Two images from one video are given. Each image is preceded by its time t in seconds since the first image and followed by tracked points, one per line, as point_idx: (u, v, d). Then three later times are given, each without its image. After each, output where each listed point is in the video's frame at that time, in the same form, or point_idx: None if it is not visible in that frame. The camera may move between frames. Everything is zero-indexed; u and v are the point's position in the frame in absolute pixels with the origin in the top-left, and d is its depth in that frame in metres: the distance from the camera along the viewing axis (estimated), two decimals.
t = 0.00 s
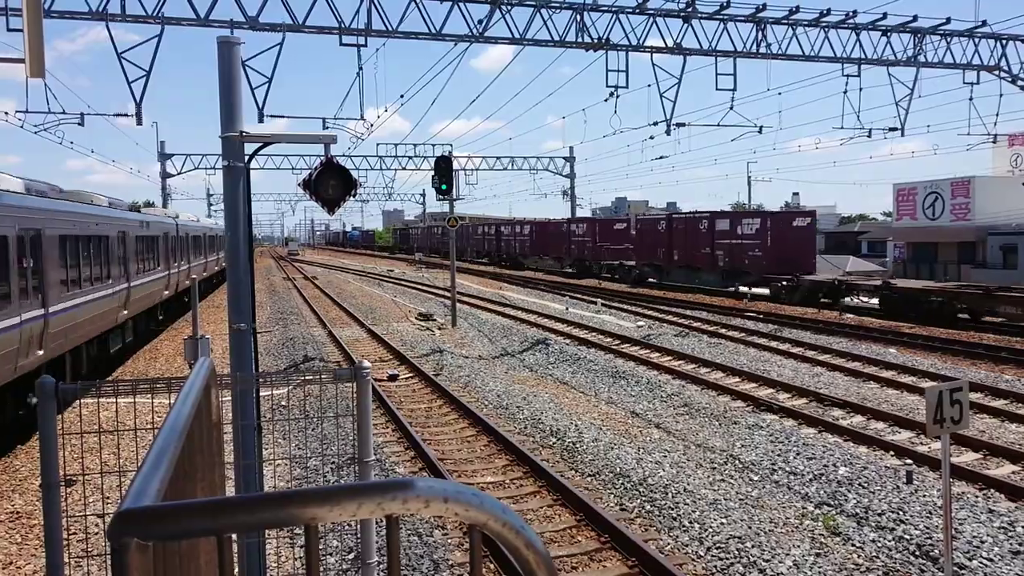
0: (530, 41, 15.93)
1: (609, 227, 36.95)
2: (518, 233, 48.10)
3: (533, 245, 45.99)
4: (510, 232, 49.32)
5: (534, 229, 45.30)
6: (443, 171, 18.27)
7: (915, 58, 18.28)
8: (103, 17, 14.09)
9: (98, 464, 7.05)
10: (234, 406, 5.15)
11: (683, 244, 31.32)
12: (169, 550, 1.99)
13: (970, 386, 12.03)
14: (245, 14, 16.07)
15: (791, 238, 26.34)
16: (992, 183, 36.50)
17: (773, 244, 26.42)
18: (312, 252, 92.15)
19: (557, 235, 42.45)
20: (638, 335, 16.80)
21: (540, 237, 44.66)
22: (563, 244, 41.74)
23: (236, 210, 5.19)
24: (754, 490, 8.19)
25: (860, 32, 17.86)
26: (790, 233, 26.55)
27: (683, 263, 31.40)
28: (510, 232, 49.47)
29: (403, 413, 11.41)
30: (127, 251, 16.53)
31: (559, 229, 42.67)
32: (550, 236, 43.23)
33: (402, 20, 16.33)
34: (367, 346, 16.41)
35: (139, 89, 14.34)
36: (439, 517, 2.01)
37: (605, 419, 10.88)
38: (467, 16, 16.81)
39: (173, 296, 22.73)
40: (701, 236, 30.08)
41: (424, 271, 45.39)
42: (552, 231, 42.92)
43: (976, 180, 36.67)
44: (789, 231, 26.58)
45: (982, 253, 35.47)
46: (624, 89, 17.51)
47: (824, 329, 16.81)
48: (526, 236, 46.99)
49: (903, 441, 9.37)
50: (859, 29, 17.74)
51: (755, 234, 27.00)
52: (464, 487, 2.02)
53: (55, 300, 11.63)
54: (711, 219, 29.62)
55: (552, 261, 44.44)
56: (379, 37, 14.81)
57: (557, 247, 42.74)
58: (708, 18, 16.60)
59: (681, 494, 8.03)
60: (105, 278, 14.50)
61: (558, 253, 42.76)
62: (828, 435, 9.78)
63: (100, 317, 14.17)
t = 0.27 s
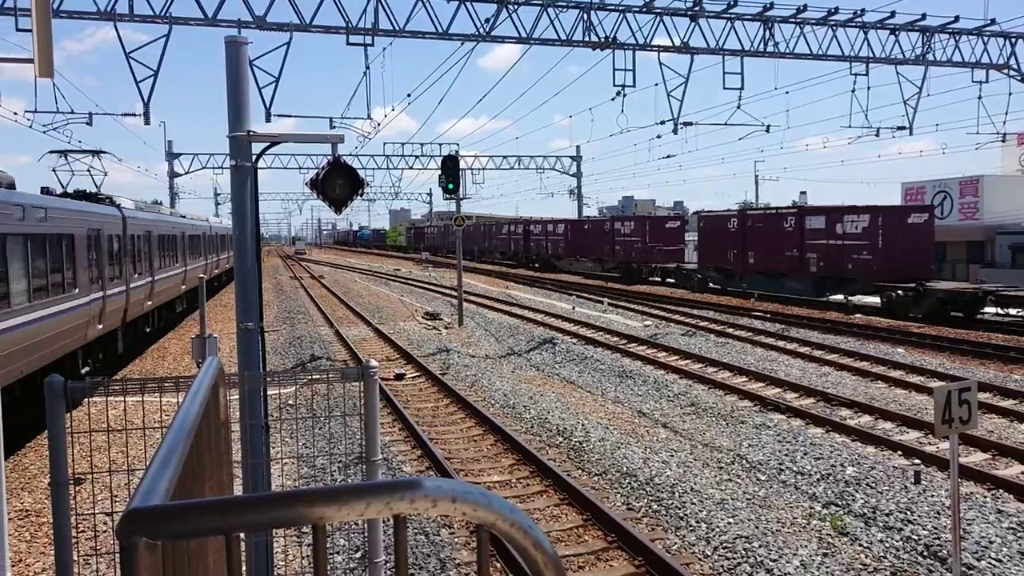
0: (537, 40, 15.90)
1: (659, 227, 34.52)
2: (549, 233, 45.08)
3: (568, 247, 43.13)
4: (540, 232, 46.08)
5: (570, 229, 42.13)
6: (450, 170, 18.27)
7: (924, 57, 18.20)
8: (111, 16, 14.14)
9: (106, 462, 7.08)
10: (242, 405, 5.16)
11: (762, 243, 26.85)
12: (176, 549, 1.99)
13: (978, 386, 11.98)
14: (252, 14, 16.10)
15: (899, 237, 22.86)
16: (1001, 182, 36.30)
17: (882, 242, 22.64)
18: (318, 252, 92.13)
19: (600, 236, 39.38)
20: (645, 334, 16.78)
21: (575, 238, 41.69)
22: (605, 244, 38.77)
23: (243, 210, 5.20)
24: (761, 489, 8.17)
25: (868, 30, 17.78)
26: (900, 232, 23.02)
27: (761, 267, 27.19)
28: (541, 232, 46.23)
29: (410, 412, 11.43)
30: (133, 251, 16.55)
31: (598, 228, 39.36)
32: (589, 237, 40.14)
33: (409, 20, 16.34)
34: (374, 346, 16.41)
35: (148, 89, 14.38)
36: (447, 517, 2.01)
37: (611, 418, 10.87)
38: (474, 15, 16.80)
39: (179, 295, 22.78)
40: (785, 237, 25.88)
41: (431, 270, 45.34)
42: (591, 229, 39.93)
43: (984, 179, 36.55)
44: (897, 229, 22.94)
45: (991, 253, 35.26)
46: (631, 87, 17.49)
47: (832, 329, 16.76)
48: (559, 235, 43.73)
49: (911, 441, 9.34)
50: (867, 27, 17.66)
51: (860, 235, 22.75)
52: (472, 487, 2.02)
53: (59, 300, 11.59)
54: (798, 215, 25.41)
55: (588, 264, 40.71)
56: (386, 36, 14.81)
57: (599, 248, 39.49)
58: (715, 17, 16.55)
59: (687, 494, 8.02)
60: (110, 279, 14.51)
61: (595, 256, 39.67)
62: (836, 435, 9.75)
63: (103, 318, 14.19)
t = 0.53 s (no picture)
0: (545, 40, 15.89)
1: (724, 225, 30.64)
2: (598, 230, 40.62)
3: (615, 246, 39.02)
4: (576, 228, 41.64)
5: (615, 227, 38.26)
6: (458, 170, 18.29)
7: (934, 55, 18.10)
8: (121, 17, 14.20)
9: (116, 460, 7.11)
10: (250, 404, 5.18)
11: (869, 244, 22.18)
12: (186, 547, 2.00)
13: (989, 386, 11.91)
14: (261, 13, 16.14)
15: None
16: (1013, 180, 35.90)
17: None
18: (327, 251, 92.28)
19: (659, 235, 34.60)
20: (653, 333, 16.74)
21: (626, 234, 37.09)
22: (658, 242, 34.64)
23: (251, 210, 5.22)
24: (771, 489, 8.14)
25: (878, 28, 17.70)
26: None
27: (869, 272, 22.20)
28: (575, 228, 42.96)
29: (418, 411, 11.44)
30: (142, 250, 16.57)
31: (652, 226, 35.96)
32: (633, 235, 36.40)
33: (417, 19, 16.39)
34: (382, 345, 16.43)
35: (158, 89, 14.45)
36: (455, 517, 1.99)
37: (620, 418, 10.85)
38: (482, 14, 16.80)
39: (188, 294, 22.86)
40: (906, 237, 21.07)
41: (439, 270, 45.36)
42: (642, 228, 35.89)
43: (995, 177, 36.14)
44: None
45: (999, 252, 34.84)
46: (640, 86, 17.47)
47: (841, 328, 16.69)
48: (604, 235, 39.72)
49: (921, 441, 9.29)
50: (877, 25, 17.57)
51: (1013, 237, 18.73)
52: (480, 486, 2.01)
53: (71, 299, 11.65)
54: (924, 209, 20.68)
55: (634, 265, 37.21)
56: (395, 35, 14.82)
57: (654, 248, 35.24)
58: (724, 15, 16.50)
59: (695, 494, 8.00)
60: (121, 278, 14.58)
61: (639, 255, 35.93)
62: (845, 435, 9.71)
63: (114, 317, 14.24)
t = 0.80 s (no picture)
0: (554, 39, 15.88)
1: (810, 223, 27.02)
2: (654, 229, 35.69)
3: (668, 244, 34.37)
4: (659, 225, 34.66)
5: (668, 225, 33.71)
6: (467, 169, 18.30)
7: (946, 53, 18.00)
8: (132, 18, 14.28)
9: (127, 458, 7.16)
10: (260, 403, 5.20)
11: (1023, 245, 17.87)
12: (195, 546, 2.00)
13: (1001, 386, 11.83)
14: (271, 14, 16.18)
15: None
16: None
17: None
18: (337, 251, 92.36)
19: (726, 235, 30.24)
20: (663, 333, 16.70)
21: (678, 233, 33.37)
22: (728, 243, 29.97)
23: (261, 209, 5.23)
24: (780, 489, 8.12)
25: (889, 27, 17.61)
26: None
27: None
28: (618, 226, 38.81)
29: (428, 410, 11.45)
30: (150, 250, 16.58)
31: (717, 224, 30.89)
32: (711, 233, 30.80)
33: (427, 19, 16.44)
34: (392, 345, 16.44)
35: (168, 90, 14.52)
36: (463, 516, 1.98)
37: (629, 418, 10.83)
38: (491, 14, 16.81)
39: (198, 294, 22.95)
40: None
41: (448, 270, 45.37)
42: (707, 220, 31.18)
43: (1007, 176, 35.89)
44: None
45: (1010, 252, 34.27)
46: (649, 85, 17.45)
47: (851, 328, 16.61)
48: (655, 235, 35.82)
49: (932, 441, 9.24)
50: (888, 24, 17.49)
51: None
52: (488, 485, 2.00)
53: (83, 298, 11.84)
54: None
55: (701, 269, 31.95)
56: (403, 35, 14.84)
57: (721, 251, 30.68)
58: (733, 14, 16.46)
59: (705, 493, 7.99)
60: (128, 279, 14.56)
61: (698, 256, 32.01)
62: (855, 435, 9.66)
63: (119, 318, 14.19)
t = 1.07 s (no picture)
0: (563, 39, 15.88)
1: (929, 223, 21.41)
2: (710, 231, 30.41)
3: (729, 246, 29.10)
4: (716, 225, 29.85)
5: (734, 223, 28.56)
6: (475, 169, 18.32)
7: (957, 52, 17.90)
8: (143, 19, 14.35)
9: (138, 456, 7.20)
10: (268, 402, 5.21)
11: None
12: (204, 545, 2.00)
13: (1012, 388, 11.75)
14: (281, 14, 16.21)
15: None
16: None
17: None
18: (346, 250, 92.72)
19: (813, 237, 24.42)
20: (671, 333, 16.66)
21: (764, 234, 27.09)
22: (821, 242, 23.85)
23: (270, 210, 5.26)
24: (790, 490, 8.09)
25: (900, 26, 17.53)
26: None
27: None
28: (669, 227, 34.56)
29: (436, 410, 11.47)
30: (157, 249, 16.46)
31: (798, 223, 25.14)
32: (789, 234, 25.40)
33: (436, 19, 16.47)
34: (400, 344, 16.45)
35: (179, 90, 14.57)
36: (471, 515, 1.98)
37: (637, 418, 10.81)
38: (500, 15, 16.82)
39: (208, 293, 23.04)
40: None
41: (457, 269, 45.39)
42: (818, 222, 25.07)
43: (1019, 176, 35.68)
44: None
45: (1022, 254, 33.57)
46: (658, 85, 17.42)
47: (861, 328, 16.54)
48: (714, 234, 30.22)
49: (942, 443, 9.19)
50: (899, 23, 17.41)
51: None
52: (496, 485, 2.00)
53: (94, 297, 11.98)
54: None
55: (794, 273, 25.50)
56: (413, 35, 14.87)
57: (806, 255, 24.72)
58: (743, 14, 16.41)
59: (714, 494, 7.97)
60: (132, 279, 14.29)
61: (768, 262, 26.77)
62: (865, 436, 9.62)
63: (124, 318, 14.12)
